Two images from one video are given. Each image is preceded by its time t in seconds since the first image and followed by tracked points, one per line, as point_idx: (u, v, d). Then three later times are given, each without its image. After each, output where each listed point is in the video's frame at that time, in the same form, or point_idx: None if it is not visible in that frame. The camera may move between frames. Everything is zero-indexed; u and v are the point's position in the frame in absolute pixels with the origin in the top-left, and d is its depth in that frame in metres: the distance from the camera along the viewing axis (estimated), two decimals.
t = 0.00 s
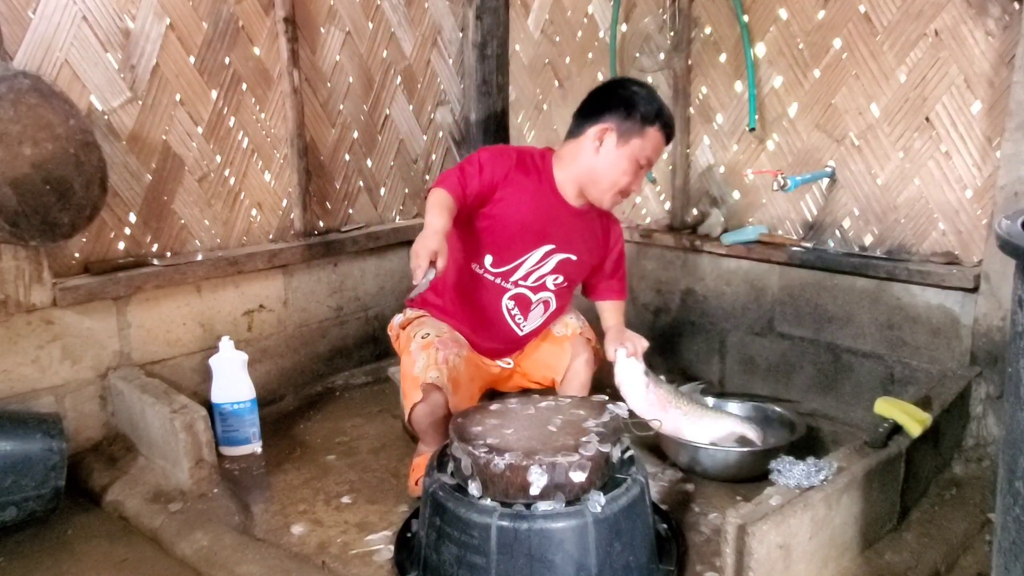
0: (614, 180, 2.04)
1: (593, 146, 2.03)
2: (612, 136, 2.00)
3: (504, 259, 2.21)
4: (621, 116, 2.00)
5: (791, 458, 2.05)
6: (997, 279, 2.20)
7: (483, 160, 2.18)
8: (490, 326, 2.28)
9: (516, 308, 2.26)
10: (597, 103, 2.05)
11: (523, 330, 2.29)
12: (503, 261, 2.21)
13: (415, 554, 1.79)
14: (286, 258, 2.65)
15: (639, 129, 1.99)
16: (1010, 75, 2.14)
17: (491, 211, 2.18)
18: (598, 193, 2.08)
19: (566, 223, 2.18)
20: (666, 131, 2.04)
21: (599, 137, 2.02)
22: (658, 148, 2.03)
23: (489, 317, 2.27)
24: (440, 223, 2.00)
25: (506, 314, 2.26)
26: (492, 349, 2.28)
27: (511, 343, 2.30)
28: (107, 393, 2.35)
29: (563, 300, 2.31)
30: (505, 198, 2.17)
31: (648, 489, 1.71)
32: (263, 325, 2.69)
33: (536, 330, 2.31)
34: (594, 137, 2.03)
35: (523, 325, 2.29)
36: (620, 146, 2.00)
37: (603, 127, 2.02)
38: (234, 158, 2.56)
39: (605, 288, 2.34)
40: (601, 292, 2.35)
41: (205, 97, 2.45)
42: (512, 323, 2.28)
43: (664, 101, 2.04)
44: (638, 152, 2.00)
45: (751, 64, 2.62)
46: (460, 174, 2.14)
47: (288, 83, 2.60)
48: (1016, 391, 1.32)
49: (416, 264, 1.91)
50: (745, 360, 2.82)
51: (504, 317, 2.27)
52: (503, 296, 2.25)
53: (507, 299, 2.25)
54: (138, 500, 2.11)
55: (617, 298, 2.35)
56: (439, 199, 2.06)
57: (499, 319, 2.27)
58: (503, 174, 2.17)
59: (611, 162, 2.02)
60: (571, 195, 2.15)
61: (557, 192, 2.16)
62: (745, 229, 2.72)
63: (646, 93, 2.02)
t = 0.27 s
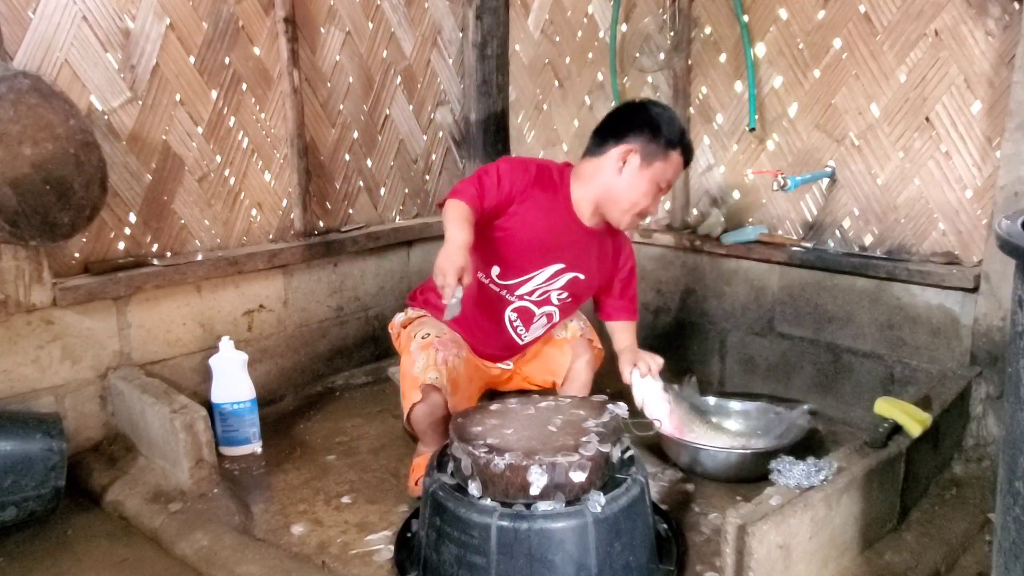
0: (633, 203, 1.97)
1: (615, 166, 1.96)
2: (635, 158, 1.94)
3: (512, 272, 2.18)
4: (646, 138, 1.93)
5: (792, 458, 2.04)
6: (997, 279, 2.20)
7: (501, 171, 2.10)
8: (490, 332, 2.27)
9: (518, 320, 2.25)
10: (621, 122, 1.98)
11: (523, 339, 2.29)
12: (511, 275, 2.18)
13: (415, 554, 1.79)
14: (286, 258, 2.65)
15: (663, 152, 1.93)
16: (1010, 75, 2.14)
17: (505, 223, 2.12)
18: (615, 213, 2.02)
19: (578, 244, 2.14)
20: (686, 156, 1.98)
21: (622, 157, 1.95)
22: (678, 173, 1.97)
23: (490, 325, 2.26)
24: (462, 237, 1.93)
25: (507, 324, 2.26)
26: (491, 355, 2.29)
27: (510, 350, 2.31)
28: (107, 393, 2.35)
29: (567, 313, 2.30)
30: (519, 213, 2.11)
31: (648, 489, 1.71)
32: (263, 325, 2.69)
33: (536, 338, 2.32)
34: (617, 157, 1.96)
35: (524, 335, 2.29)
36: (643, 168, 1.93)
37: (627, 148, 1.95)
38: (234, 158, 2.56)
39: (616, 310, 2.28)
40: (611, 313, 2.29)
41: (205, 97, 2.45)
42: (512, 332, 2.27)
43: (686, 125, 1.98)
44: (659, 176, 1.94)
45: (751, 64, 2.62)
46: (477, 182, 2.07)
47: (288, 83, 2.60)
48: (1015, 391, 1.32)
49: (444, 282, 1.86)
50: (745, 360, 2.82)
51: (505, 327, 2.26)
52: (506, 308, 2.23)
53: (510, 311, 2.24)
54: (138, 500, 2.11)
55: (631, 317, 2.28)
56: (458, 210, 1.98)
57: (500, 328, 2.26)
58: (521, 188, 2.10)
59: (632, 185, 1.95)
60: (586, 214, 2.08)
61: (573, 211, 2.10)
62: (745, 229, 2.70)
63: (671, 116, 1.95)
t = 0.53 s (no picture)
0: (643, 223, 1.98)
1: (630, 184, 1.97)
2: (650, 179, 1.94)
3: (518, 277, 2.17)
4: (663, 160, 1.93)
5: (792, 458, 2.04)
6: (997, 279, 2.20)
7: (517, 176, 2.10)
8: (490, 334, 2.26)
9: (519, 324, 2.24)
10: (640, 140, 1.98)
11: (522, 343, 2.29)
12: (517, 280, 2.17)
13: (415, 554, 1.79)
14: (286, 258, 2.65)
15: (677, 176, 1.93)
16: (1010, 75, 2.14)
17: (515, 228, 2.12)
18: (625, 230, 2.02)
19: (586, 257, 2.15)
20: (700, 181, 1.99)
21: (638, 177, 1.95)
22: (690, 198, 1.98)
23: (490, 328, 2.24)
24: (482, 240, 1.92)
25: (508, 328, 2.24)
26: (490, 357, 2.29)
27: (509, 352, 2.31)
28: (107, 393, 2.35)
29: (568, 320, 2.31)
30: (531, 219, 2.11)
31: (648, 489, 1.71)
32: (263, 325, 2.69)
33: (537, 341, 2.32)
34: (633, 176, 1.96)
35: (523, 339, 2.28)
36: (658, 190, 1.94)
37: (643, 167, 1.95)
38: (234, 158, 2.56)
39: (622, 326, 2.32)
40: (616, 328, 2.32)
41: (205, 97, 2.45)
42: (512, 336, 2.26)
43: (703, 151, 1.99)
44: (672, 199, 1.95)
45: (751, 64, 2.62)
46: (492, 185, 2.07)
47: (288, 83, 2.60)
48: (1015, 391, 1.32)
49: (462, 288, 1.85)
50: (745, 360, 2.82)
51: (505, 330, 2.25)
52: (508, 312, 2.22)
53: (512, 315, 2.23)
54: (138, 500, 2.11)
55: (638, 337, 2.32)
56: (473, 213, 1.98)
57: (501, 332, 2.25)
58: (535, 194, 2.10)
59: (644, 206, 1.96)
60: (596, 228, 2.09)
61: (584, 224, 2.11)
62: (745, 229, 2.70)
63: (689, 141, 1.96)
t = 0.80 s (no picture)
0: (648, 236, 1.95)
1: (637, 197, 1.92)
2: (658, 193, 1.89)
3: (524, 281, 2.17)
4: (672, 175, 1.88)
5: (792, 458, 2.04)
6: (997, 279, 2.20)
7: (528, 181, 2.10)
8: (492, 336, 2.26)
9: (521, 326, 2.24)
10: (649, 152, 1.93)
11: (523, 344, 2.29)
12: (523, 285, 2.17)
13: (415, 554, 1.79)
14: (286, 258, 2.65)
15: (685, 193, 1.89)
16: (1010, 75, 2.14)
17: (524, 234, 2.11)
18: (628, 240, 2.00)
19: (591, 264, 2.15)
20: (708, 197, 1.95)
21: (646, 190, 1.91)
22: (696, 214, 1.95)
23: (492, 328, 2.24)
24: (500, 251, 1.89)
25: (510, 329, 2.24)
26: (490, 357, 2.29)
27: (510, 354, 2.31)
28: (107, 393, 2.35)
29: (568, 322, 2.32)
30: (541, 225, 2.10)
31: (648, 489, 1.71)
32: (263, 325, 2.69)
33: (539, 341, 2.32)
34: (641, 189, 1.91)
35: (524, 340, 2.28)
36: (665, 205, 1.90)
37: (652, 180, 1.90)
38: (234, 158, 2.56)
39: (624, 330, 2.31)
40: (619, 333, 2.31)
41: (205, 97, 2.45)
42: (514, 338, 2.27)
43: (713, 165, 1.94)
44: (679, 214, 1.91)
45: (751, 64, 2.62)
46: (505, 191, 2.06)
47: (288, 83, 2.60)
48: (1016, 391, 1.32)
49: (478, 299, 1.83)
50: (745, 360, 2.82)
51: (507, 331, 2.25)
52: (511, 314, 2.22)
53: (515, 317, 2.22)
54: (138, 500, 2.11)
55: (641, 340, 2.32)
56: (487, 220, 1.97)
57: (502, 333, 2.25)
58: (547, 202, 2.09)
59: (650, 219, 1.93)
60: (601, 235, 2.06)
61: (590, 230, 2.10)
62: (745, 229, 2.71)
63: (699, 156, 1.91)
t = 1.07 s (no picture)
0: (653, 243, 1.96)
1: (642, 205, 1.92)
2: (663, 202, 1.90)
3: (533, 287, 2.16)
4: (676, 183, 1.88)
5: (792, 458, 2.03)
6: (997, 279, 2.20)
7: (542, 190, 2.06)
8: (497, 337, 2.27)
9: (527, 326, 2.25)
10: (653, 160, 1.93)
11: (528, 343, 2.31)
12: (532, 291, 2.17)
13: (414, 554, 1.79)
14: (286, 258, 2.65)
15: (689, 200, 1.89)
16: (1010, 75, 2.14)
17: (535, 242, 2.09)
18: (632, 247, 2.00)
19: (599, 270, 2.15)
20: (712, 204, 1.96)
21: (650, 199, 1.91)
22: (699, 220, 1.96)
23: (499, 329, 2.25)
24: (523, 265, 1.88)
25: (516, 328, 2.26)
26: (494, 358, 2.30)
27: (513, 354, 2.33)
28: (107, 393, 2.35)
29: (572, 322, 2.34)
30: (553, 235, 2.08)
31: (648, 488, 1.71)
32: (263, 325, 2.69)
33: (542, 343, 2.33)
34: (645, 197, 1.91)
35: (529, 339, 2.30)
36: (670, 213, 1.90)
37: (657, 189, 1.90)
38: (234, 158, 2.56)
39: (634, 330, 2.30)
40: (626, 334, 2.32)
41: (205, 97, 2.45)
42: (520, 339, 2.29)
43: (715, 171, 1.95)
44: (682, 221, 1.92)
45: (751, 64, 2.62)
46: (518, 201, 2.03)
47: (288, 83, 2.60)
48: (1016, 391, 1.32)
49: (512, 313, 1.84)
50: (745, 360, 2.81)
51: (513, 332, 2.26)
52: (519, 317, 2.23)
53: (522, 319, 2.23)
54: (138, 500, 2.11)
55: (652, 340, 2.31)
56: (503, 233, 1.96)
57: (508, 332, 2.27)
58: (559, 212, 2.06)
59: (655, 227, 1.93)
60: (605, 242, 2.06)
61: (598, 238, 2.08)
62: (745, 229, 2.70)
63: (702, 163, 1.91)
